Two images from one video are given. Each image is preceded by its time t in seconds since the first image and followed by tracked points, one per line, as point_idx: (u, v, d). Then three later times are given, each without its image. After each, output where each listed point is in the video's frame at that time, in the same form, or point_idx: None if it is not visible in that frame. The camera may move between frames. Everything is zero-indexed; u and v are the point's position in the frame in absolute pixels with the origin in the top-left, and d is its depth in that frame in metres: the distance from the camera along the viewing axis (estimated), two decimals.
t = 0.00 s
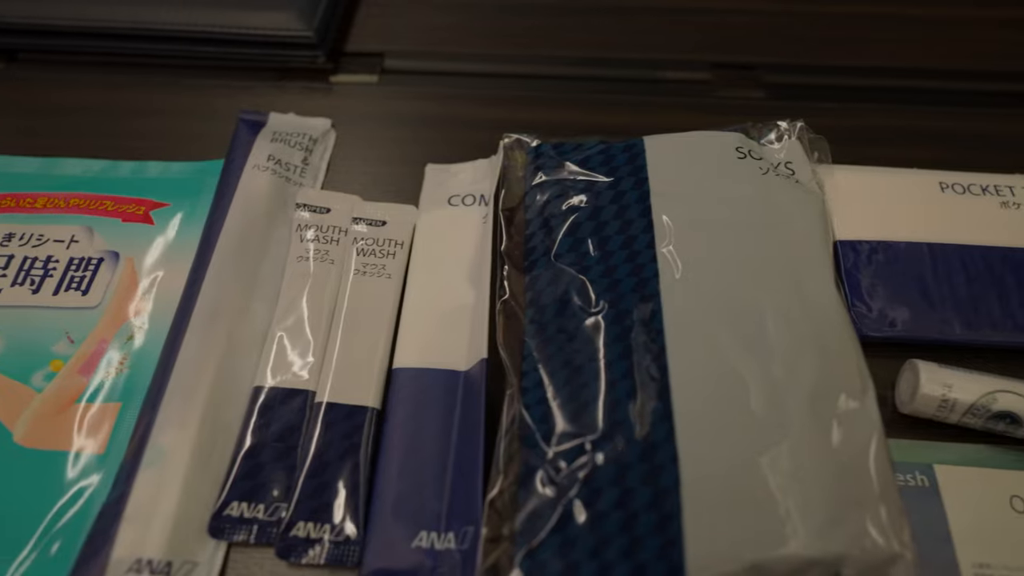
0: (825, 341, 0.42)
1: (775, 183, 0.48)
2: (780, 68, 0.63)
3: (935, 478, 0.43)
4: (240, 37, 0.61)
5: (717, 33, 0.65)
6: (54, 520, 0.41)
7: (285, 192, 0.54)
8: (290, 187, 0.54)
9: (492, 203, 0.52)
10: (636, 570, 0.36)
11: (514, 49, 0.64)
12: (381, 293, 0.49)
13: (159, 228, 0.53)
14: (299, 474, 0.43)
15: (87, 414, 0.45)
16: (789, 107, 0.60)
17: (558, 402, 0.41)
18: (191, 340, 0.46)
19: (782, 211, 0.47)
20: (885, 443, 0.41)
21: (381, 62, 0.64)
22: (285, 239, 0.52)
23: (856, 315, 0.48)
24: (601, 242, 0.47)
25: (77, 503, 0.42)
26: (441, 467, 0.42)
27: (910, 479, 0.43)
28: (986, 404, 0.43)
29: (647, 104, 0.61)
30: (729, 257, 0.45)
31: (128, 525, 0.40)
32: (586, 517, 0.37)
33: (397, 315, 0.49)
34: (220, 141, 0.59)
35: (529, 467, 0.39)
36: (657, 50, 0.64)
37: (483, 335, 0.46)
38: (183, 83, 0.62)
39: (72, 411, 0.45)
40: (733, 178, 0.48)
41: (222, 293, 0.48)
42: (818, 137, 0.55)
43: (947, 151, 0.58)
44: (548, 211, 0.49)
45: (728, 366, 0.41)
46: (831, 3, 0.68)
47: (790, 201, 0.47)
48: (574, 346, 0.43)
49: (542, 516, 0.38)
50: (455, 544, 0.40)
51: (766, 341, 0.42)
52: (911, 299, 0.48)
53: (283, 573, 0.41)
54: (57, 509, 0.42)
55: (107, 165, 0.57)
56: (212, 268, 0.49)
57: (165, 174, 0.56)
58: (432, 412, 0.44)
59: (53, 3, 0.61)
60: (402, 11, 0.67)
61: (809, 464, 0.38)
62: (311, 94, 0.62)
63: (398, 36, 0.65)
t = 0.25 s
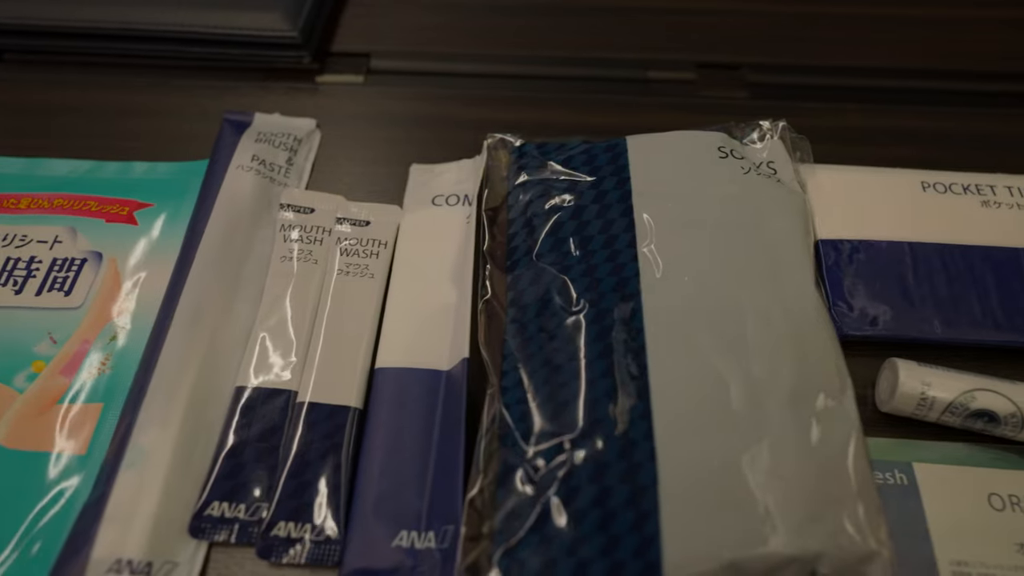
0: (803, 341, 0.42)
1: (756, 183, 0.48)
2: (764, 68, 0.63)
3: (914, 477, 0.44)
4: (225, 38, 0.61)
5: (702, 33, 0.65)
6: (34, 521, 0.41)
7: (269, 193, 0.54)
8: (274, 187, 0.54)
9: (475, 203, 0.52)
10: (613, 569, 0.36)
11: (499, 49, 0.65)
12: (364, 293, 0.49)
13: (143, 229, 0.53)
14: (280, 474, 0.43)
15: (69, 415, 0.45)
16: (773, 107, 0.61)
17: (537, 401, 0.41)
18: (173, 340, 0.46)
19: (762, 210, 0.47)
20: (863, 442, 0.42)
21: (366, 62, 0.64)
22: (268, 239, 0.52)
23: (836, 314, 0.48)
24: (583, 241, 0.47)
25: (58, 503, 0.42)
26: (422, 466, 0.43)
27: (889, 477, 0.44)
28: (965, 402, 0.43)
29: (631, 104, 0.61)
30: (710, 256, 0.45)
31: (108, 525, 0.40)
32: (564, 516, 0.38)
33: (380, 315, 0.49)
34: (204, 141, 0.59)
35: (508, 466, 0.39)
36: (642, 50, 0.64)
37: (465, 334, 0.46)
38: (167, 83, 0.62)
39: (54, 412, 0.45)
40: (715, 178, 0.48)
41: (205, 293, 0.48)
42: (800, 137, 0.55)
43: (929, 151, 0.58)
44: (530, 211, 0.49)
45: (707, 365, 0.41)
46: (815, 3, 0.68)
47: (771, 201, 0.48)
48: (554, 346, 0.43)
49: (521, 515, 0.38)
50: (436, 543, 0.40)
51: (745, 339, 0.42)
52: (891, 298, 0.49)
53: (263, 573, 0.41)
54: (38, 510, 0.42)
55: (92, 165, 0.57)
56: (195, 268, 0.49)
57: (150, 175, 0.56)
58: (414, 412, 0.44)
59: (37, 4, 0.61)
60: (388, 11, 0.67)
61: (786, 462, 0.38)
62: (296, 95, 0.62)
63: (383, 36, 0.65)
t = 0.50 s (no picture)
0: (785, 340, 0.42)
1: (739, 183, 0.49)
2: (750, 68, 0.63)
3: (896, 475, 0.44)
4: (211, 38, 0.61)
5: (688, 34, 0.66)
6: (16, 521, 0.41)
7: (254, 193, 0.54)
8: (259, 188, 0.54)
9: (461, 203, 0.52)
10: (592, 568, 0.36)
11: (486, 49, 0.65)
12: (349, 293, 0.49)
13: (128, 229, 0.53)
14: (262, 474, 0.43)
15: (52, 415, 0.45)
16: (758, 107, 0.61)
17: (518, 400, 0.41)
18: (157, 341, 0.46)
19: (745, 210, 0.47)
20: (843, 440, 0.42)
21: (353, 63, 0.64)
22: (253, 239, 0.52)
23: (819, 314, 0.49)
24: (566, 241, 0.47)
25: (40, 503, 0.42)
26: (405, 466, 0.43)
27: (871, 475, 0.44)
28: (945, 401, 0.43)
29: (617, 104, 0.61)
30: (692, 256, 0.45)
31: (90, 526, 0.40)
32: (544, 515, 0.38)
33: (364, 315, 0.49)
34: (190, 142, 0.59)
35: (490, 466, 0.40)
36: (628, 50, 0.64)
37: (449, 334, 0.47)
38: (154, 84, 0.62)
39: (37, 412, 0.45)
40: (698, 178, 0.48)
41: (189, 293, 0.48)
42: (784, 137, 0.55)
43: (913, 150, 0.58)
44: (514, 211, 0.49)
45: (687, 363, 0.41)
46: (801, 3, 0.68)
47: (754, 201, 0.48)
48: (536, 346, 0.43)
49: (501, 514, 0.38)
50: (417, 542, 0.40)
51: (725, 338, 0.42)
52: (874, 297, 0.49)
53: (245, 573, 0.41)
54: (20, 510, 0.42)
55: (77, 166, 0.57)
56: (179, 268, 0.49)
57: (135, 175, 0.56)
58: (397, 412, 0.44)
59: (24, 5, 0.61)
60: (376, 11, 0.67)
61: (767, 461, 0.38)
62: (282, 95, 0.62)
63: (370, 37, 0.65)
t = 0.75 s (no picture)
0: (768, 339, 0.42)
1: (724, 182, 0.49)
2: (738, 68, 0.63)
3: (879, 474, 0.44)
4: (199, 39, 0.61)
5: (676, 34, 0.66)
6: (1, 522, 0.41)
7: (241, 194, 0.54)
8: (246, 189, 0.54)
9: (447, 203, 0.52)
10: (574, 567, 0.36)
11: (474, 50, 0.65)
12: (334, 293, 0.49)
13: (115, 230, 0.53)
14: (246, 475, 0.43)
15: (37, 416, 0.45)
16: (746, 107, 0.61)
17: (502, 399, 0.41)
18: (142, 341, 0.46)
19: (729, 210, 0.47)
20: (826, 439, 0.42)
21: (341, 64, 0.64)
22: (240, 240, 0.52)
23: (804, 313, 0.49)
24: (551, 241, 0.47)
25: (25, 505, 0.42)
26: (390, 465, 0.43)
27: (854, 474, 0.44)
28: (928, 399, 0.43)
29: (605, 104, 0.61)
30: (676, 255, 0.45)
31: (73, 526, 0.40)
32: (526, 514, 0.38)
33: (350, 315, 0.49)
34: (178, 143, 0.59)
35: (473, 466, 0.40)
36: (616, 50, 0.65)
37: (434, 334, 0.47)
38: (142, 84, 0.62)
39: (23, 413, 0.45)
40: (683, 178, 0.48)
41: (175, 294, 0.48)
42: (769, 137, 0.56)
43: (899, 150, 0.58)
44: (499, 211, 0.49)
45: (670, 363, 0.41)
46: (789, 3, 0.68)
47: (739, 200, 0.48)
48: (519, 345, 0.43)
49: (484, 514, 0.38)
50: (401, 542, 0.41)
51: (709, 337, 0.42)
52: (859, 296, 0.49)
53: (230, 573, 0.41)
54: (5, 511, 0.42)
55: (64, 167, 0.56)
56: (165, 269, 0.49)
57: (123, 176, 0.56)
58: (382, 412, 0.44)
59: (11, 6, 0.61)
60: (364, 12, 0.67)
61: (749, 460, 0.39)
62: (270, 96, 0.62)
63: (359, 37, 0.66)
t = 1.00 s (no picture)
0: (753, 338, 0.43)
1: (710, 182, 0.49)
2: (726, 68, 0.64)
3: (865, 473, 0.44)
4: (188, 40, 0.61)
5: (665, 34, 0.66)
6: None
7: (229, 194, 0.54)
8: (234, 189, 0.54)
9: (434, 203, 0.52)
10: (557, 566, 0.36)
11: (464, 50, 0.65)
12: (322, 293, 0.49)
13: (103, 231, 0.53)
14: (232, 475, 0.43)
15: (23, 416, 0.45)
16: (734, 107, 0.61)
17: (486, 399, 0.41)
18: (128, 342, 0.46)
19: (715, 209, 0.47)
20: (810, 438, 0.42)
21: (331, 64, 0.64)
22: (228, 240, 0.52)
23: (790, 313, 0.49)
24: (537, 241, 0.47)
25: (10, 506, 0.42)
26: (376, 465, 0.43)
27: (840, 473, 0.44)
28: (913, 398, 0.44)
29: (593, 105, 0.61)
30: (661, 254, 0.45)
31: (59, 526, 0.40)
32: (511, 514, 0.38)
33: (337, 315, 0.49)
34: (167, 144, 0.59)
35: (457, 465, 0.40)
36: (605, 50, 0.65)
37: (420, 334, 0.47)
38: (131, 85, 0.62)
39: (9, 414, 0.45)
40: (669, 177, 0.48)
41: (162, 293, 0.48)
42: (756, 137, 0.56)
43: (886, 149, 0.59)
44: (486, 212, 0.49)
45: (655, 362, 0.41)
46: (778, 3, 0.69)
47: (724, 200, 0.48)
48: (505, 345, 0.43)
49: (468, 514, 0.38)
50: (386, 542, 0.41)
51: (693, 336, 0.42)
52: (846, 296, 0.49)
53: (215, 573, 0.41)
54: None
55: (53, 168, 0.56)
56: (152, 269, 0.49)
57: (111, 177, 0.56)
58: (368, 412, 0.44)
59: None
60: (354, 13, 0.67)
61: (732, 458, 0.39)
62: (260, 97, 0.62)
63: (348, 38, 0.66)
